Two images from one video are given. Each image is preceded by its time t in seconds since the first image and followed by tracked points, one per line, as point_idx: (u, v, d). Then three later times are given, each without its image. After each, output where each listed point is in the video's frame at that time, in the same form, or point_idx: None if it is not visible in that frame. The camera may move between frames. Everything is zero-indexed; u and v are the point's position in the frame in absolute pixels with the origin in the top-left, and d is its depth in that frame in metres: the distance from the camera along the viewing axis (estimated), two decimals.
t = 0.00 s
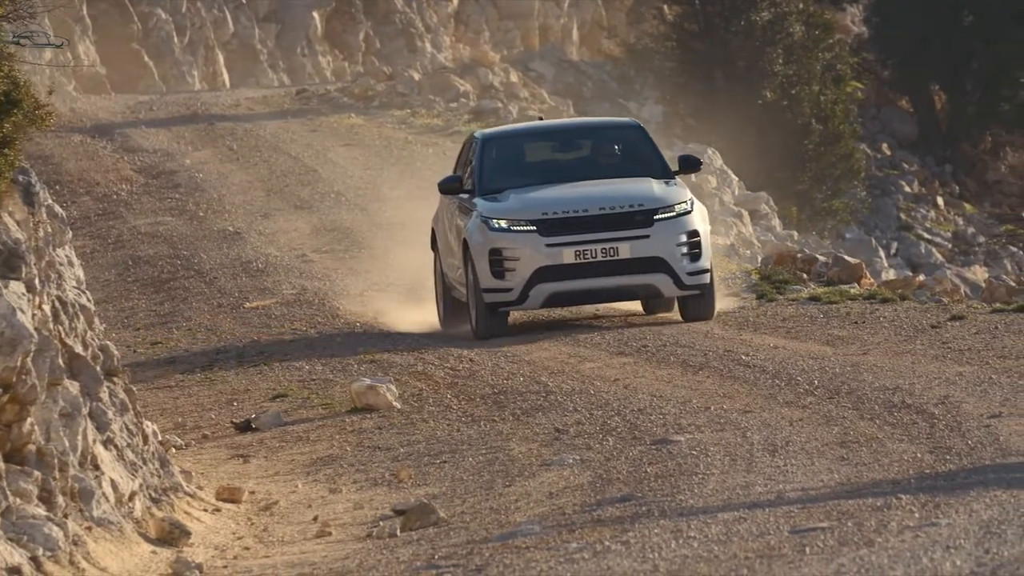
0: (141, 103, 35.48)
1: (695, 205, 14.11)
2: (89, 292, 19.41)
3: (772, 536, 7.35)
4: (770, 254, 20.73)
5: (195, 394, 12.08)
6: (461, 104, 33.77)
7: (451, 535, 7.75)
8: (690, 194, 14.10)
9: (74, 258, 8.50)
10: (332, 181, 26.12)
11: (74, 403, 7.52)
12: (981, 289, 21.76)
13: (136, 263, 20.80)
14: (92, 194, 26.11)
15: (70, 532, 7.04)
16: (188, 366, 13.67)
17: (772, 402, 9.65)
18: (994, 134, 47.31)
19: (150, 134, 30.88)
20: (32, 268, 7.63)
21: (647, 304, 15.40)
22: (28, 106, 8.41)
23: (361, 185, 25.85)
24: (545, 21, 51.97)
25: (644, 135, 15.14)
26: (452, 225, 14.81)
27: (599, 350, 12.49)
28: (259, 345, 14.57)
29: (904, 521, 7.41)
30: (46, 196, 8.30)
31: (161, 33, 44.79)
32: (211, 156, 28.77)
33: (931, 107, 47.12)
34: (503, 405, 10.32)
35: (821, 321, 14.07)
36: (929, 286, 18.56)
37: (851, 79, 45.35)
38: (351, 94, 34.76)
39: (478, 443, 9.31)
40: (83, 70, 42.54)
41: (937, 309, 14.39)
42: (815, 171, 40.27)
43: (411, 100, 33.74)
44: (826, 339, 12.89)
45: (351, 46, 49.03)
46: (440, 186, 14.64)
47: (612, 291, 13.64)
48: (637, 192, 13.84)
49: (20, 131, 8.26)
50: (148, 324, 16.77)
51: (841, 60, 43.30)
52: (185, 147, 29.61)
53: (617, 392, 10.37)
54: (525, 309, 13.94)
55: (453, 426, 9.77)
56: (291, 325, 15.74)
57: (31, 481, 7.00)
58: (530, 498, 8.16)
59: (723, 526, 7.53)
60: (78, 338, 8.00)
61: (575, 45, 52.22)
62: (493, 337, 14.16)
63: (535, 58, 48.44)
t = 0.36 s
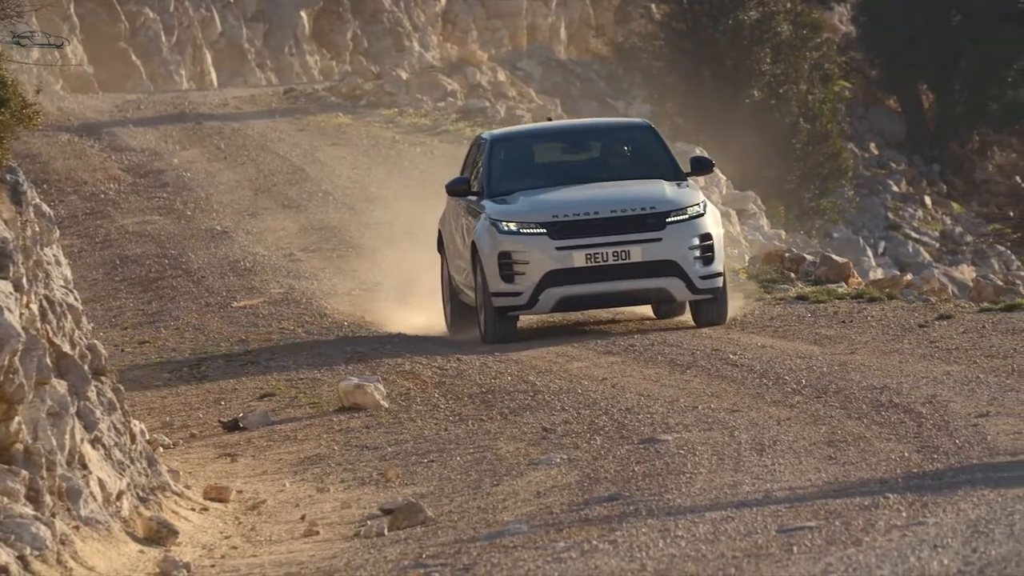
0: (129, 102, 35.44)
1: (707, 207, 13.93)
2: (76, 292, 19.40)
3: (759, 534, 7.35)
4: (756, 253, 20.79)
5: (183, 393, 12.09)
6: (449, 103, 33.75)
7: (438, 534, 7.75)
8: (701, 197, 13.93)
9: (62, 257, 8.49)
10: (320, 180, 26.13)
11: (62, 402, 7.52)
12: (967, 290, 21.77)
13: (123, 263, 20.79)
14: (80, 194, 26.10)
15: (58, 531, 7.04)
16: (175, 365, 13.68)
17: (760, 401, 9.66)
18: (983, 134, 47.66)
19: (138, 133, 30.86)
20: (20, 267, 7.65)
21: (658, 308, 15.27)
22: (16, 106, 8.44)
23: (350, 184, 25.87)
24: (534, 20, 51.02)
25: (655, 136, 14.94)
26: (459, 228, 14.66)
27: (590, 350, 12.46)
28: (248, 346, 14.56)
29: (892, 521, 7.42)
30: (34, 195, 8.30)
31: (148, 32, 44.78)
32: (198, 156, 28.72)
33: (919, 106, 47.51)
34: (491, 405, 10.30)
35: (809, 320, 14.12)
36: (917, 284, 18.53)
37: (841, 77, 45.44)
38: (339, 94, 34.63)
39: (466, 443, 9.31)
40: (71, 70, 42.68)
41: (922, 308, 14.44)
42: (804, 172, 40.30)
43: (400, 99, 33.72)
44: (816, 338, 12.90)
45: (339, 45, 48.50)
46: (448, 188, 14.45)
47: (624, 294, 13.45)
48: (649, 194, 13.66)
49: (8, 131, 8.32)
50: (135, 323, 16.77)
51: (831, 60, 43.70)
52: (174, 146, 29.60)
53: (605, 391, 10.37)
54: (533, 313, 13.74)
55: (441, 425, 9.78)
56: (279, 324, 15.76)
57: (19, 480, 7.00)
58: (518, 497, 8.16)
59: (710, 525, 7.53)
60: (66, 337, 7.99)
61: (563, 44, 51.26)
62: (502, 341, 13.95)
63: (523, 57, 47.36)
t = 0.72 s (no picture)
0: (116, 100, 35.45)
1: (720, 210, 13.64)
2: (62, 289, 19.42)
3: (746, 533, 7.36)
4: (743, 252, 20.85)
5: (170, 391, 12.15)
6: (436, 101, 33.74)
7: (425, 532, 7.76)
8: (715, 199, 13.63)
9: (48, 256, 8.49)
10: (306, 178, 26.15)
11: (48, 400, 7.50)
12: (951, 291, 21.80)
13: (109, 261, 20.81)
14: (66, 192, 26.13)
15: (43, 530, 7.02)
16: (163, 363, 13.75)
17: (746, 399, 9.67)
18: (968, 133, 46.10)
19: (124, 131, 30.87)
20: (5, 265, 7.67)
21: (668, 312, 15.03)
22: None
23: (335, 183, 25.87)
24: (518, 19, 49.88)
25: (665, 137, 14.65)
26: (466, 228, 14.46)
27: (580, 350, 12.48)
28: (234, 344, 14.59)
29: (878, 519, 7.42)
30: (19, 194, 8.30)
31: (134, 31, 44.66)
32: (184, 155, 28.71)
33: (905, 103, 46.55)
34: (477, 404, 10.31)
35: (796, 319, 14.24)
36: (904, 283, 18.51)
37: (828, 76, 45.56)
38: (325, 92, 34.69)
39: (452, 440, 9.33)
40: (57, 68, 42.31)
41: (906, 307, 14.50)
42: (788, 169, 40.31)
43: (386, 97, 33.73)
44: (805, 338, 12.93)
45: (325, 44, 48.13)
46: (455, 189, 14.23)
47: (635, 298, 13.17)
48: (660, 196, 13.38)
49: None
50: (122, 321, 16.82)
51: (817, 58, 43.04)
52: (160, 145, 29.62)
53: (590, 390, 10.39)
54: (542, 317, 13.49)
55: (427, 423, 9.80)
56: (267, 322, 15.83)
57: (5, 479, 6.97)
58: (504, 495, 8.17)
59: (696, 523, 7.54)
60: (52, 336, 7.99)
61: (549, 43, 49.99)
62: (510, 346, 13.69)
63: (508, 55, 45.00)
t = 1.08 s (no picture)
0: (101, 98, 35.38)
1: (734, 211, 13.24)
2: (47, 287, 19.38)
3: (731, 531, 7.36)
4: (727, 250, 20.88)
5: (155, 389, 12.17)
6: (421, 99, 33.74)
7: (411, 530, 7.76)
8: (728, 201, 13.24)
9: (34, 253, 8.50)
10: (292, 176, 26.12)
11: (33, 398, 7.49)
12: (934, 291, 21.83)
13: (95, 259, 20.77)
14: (51, 189, 26.08)
15: (29, 528, 7.02)
16: (148, 362, 13.76)
17: (733, 397, 9.67)
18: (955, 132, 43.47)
19: (109, 129, 30.80)
20: None
21: (679, 316, 14.60)
22: None
23: (321, 181, 25.83)
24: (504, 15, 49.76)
25: (678, 136, 14.26)
26: (474, 230, 14.13)
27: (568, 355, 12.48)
28: (220, 342, 14.62)
29: (863, 517, 7.42)
30: (4, 191, 8.33)
31: (121, 28, 43.51)
32: (170, 152, 28.67)
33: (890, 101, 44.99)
34: (463, 401, 10.31)
35: (783, 316, 14.29)
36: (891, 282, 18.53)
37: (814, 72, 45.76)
38: (310, 89, 34.66)
39: (438, 438, 9.33)
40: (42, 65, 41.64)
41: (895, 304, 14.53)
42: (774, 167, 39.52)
43: (372, 96, 33.74)
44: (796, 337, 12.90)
45: (310, 41, 47.17)
46: (464, 189, 13.91)
47: (646, 301, 12.80)
48: (672, 197, 13.00)
49: None
50: (107, 319, 16.81)
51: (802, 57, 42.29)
52: (145, 142, 29.56)
53: (577, 387, 10.41)
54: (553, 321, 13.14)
55: (412, 421, 9.79)
56: (252, 320, 15.84)
57: None
58: (490, 493, 8.17)
59: (682, 521, 7.54)
60: (37, 333, 8.00)
61: (535, 41, 50.01)
62: (519, 350, 13.34)
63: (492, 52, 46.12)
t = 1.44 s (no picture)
0: (87, 95, 35.35)
1: (746, 212, 12.80)
2: (32, 284, 19.35)
3: (716, 528, 7.36)
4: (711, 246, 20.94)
5: (140, 386, 12.20)
6: (407, 96, 33.73)
7: (396, 527, 7.76)
8: (740, 201, 12.81)
9: (18, 250, 8.50)
10: (277, 173, 26.12)
11: (18, 395, 7.47)
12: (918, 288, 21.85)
13: (80, 256, 20.75)
14: (36, 186, 26.05)
15: (14, 525, 7.02)
16: (133, 359, 13.76)
17: (718, 394, 9.67)
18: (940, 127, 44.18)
19: (95, 126, 30.78)
20: None
21: (688, 318, 14.18)
22: None
23: (306, 178, 25.82)
24: (490, 12, 50.69)
25: (689, 136, 13.84)
26: (481, 231, 13.69)
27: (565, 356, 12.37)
28: (205, 339, 14.62)
29: (849, 514, 7.43)
30: None
31: (105, 25, 44.23)
32: (156, 149, 28.69)
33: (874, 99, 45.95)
34: (448, 398, 10.32)
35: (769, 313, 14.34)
36: (876, 279, 18.51)
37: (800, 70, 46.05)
38: (296, 86, 34.70)
39: (423, 435, 9.33)
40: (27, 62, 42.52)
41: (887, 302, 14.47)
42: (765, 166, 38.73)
43: (358, 93, 33.71)
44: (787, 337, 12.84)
45: (295, 38, 48.29)
46: (471, 189, 13.47)
47: (657, 304, 12.37)
48: (683, 198, 12.57)
49: None
50: (91, 316, 16.80)
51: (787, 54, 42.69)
52: (131, 139, 29.54)
53: (561, 384, 10.42)
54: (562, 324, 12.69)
55: (397, 418, 9.79)
56: (237, 317, 15.85)
57: None
58: (475, 490, 8.17)
59: (667, 518, 7.55)
60: (22, 330, 8.00)
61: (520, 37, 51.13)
62: (526, 353, 12.89)
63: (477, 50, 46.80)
